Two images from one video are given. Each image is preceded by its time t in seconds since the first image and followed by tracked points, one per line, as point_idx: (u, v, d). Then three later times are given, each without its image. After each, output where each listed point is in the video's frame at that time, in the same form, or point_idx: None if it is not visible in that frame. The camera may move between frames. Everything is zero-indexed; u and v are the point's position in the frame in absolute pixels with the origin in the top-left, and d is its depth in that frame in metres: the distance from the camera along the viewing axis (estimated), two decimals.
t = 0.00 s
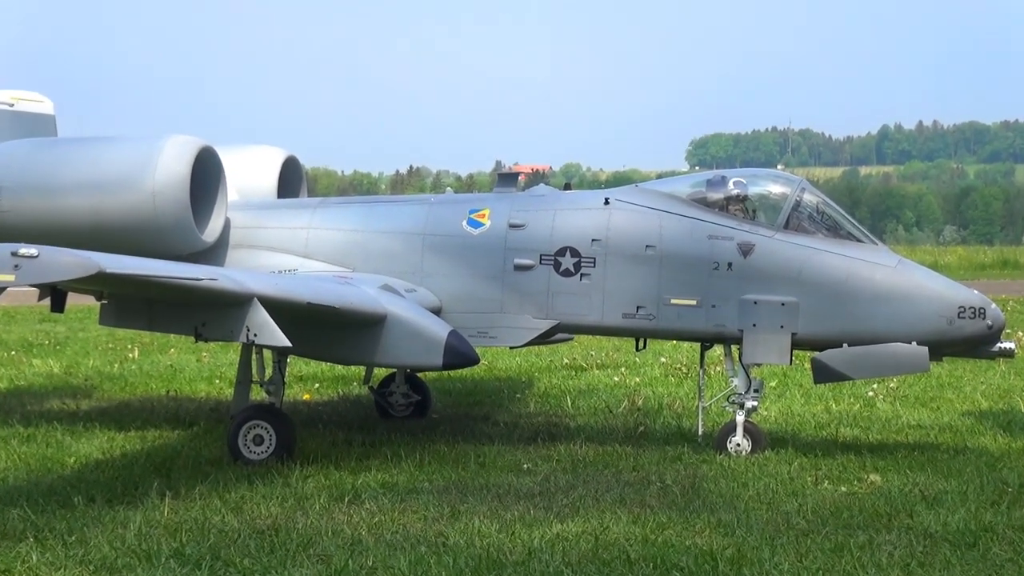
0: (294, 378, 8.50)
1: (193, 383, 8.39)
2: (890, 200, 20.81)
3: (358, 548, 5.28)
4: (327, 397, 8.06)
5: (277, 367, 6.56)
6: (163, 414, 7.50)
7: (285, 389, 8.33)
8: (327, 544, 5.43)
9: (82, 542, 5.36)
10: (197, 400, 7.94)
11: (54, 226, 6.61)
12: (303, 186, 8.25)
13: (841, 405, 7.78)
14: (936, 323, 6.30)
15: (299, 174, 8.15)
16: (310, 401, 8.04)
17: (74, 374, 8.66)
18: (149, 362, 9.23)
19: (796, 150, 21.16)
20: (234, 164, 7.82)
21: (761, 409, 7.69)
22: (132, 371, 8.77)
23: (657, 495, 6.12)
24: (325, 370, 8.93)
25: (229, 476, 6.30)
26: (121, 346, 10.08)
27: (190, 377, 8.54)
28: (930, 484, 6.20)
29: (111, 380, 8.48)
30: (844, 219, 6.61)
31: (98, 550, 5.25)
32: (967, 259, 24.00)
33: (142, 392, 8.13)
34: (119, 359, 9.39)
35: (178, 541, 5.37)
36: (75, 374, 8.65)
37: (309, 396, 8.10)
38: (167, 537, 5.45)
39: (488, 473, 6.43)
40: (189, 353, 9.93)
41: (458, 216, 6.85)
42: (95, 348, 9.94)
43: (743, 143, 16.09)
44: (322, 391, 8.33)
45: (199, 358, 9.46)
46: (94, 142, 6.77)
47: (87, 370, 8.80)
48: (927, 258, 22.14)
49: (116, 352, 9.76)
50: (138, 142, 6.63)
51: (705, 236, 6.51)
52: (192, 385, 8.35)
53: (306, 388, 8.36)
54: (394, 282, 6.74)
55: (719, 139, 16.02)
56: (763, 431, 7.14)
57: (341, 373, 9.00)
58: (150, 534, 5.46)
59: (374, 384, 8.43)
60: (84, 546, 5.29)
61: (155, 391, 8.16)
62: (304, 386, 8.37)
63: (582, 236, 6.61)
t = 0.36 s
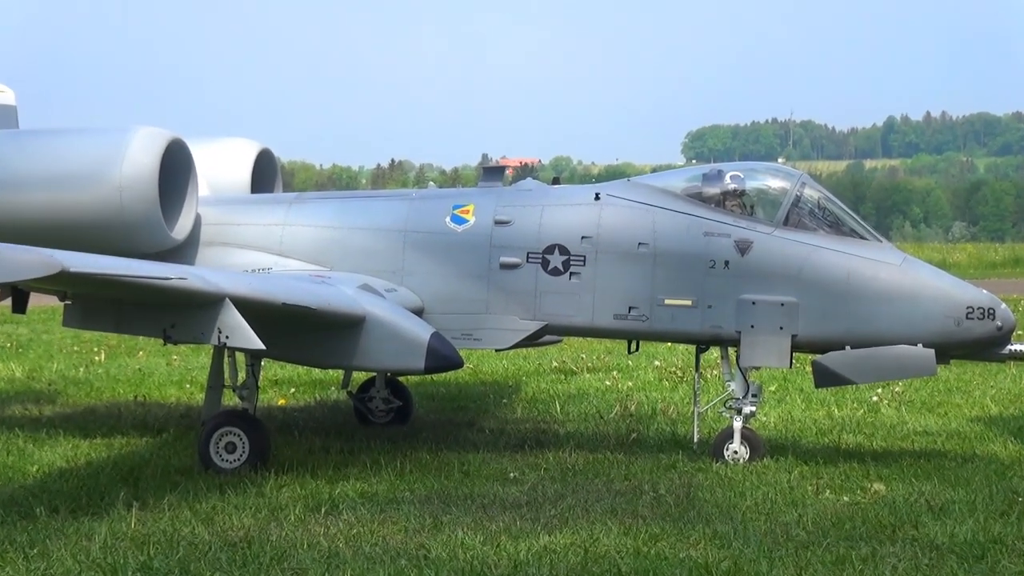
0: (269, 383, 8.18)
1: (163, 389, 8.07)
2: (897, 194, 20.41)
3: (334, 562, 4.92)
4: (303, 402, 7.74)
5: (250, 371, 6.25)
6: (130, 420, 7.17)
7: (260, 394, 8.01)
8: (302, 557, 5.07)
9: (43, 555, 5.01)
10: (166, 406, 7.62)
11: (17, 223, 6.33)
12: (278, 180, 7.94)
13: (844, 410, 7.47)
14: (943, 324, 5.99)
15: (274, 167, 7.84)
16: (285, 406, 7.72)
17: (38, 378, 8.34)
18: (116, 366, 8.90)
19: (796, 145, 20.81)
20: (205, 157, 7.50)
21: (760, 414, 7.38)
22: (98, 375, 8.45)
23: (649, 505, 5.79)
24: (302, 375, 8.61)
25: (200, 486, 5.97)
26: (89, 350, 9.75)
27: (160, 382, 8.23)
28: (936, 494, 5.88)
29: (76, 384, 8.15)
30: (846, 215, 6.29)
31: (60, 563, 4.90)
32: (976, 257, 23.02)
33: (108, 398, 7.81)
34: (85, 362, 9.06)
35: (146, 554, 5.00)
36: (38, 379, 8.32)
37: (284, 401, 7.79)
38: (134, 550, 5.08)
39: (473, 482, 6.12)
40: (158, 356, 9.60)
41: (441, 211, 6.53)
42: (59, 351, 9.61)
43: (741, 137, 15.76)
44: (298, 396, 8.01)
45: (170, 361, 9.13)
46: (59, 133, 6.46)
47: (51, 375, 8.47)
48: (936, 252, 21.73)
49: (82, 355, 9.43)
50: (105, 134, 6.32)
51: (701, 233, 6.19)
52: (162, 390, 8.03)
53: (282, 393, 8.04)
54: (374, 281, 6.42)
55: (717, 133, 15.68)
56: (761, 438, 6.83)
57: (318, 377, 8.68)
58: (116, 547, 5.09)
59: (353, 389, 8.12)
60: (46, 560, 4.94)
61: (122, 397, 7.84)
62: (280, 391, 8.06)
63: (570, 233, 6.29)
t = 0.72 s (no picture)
0: (246, 391, 7.87)
1: (135, 397, 7.76)
2: (907, 191, 20.02)
3: None
4: (283, 411, 7.43)
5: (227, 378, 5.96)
6: (101, 431, 6.86)
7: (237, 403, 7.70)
8: (282, 574, 4.73)
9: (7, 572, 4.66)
10: (138, 415, 7.31)
11: None
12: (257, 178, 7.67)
13: (852, 419, 7.16)
14: (957, 329, 5.68)
15: (252, 164, 7.57)
16: (264, 415, 7.41)
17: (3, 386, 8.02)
18: (86, 373, 8.59)
19: (799, 143, 20.46)
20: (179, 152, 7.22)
21: (763, 423, 7.07)
22: (66, 383, 8.13)
23: (648, 519, 5.47)
24: (282, 383, 8.30)
25: (174, 499, 5.65)
26: (59, 357, 9.43)
27: (132, 391, 7.92)
28: (949, 506, 5.56)
29: (44, 393, 7.83)
30: (854, 213, 5.97)
31: None
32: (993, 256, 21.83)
33: (77, 407, 7.49)
34: (53, 370, 8.74)
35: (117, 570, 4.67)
36: (4, 387, 8.00)
37: (263, 410, 7.48)
38: (103, 567, 4.74)
39: (462, 495, 5.80)
40: (130, 363, 9.28)
41: (428, 210, 6.21)
42: (28, 358, 9.28)
43: (744, 134, 15.41)
44: (278, 404, 7.71)
45: (142, 369, 8.83)
46: (30, 129, 6.17)
47: (17, 382, 8.15)
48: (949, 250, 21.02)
49: (50, 362, 9.11)
50: (76, 130, 6.01)
51: (701, 233, 5.88)
52: (134, 399, 7.73)
53: (261, 402, 7.74)
54: (358, 284, 6.11)
55: (718, 129, 15.36)
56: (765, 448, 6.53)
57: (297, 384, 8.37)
58: (85, 564, 4.74)
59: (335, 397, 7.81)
60: None
61: (90, 406, 7.53)
62: (257, 400, 7.75)
63: (565, 233, 5.98)
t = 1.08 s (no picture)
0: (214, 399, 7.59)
1: (95, 405, 7.50)
2: (910, 189, 19.64)
3: None
4: (251, 420, 7.15)
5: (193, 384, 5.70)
6: (60, 440, 6.57)
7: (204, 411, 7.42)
8: None
9: None
10: (100, 424, 7.01)
11: None
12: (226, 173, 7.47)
13: (851, 428, 6.87)
14: (962, 334, 5.39)
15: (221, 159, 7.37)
16: (232, 424, 7.12)
17: None
18: (44, 379, 8.29)
19: (798, 141, 20.14)
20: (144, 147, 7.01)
21: (759, 433, 6.79)
22: (25, 390, 7.83)
23: (636, 533, 5.16)
24: (251, 390, 8.00)
25: (137, 512, 5.34)
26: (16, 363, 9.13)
27: (91, 399, 7.64)
28: (953, 521, 5.25)
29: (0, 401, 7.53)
30: (855, 211, 5.66)
31: None
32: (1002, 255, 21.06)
33: (34, 415, 7.21)
34: (9, 376, 8.45)
35: None
36: None
37: (231, 418, 7.20)
38: None
39: (440, 509, 5.50)
40: (91, 369, 8.98)
41: (406, 207, 5.91)
42: None
43: (739, 131, 15.09)
44: (247, 412, 7.43)
45: (102, 375, 8.54)
46: None
47: None
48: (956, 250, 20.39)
49: (7, 368, 8.81)
50: (36, 123, 5.72)
51: (693, 232, 5.58)
52: (94, 407, 7.45)
53: (229, 410, 7.46)
54: (332, 285, 5.81)
55: (713, 125, 15.04)
56: (760, 459, 6.24)
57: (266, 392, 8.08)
58: None
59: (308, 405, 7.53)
60: None
61: (49, 414, 7.25)
62: (225, 408, 7.47)
63: (549, 232, 5.68)
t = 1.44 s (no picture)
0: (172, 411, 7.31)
1: (46, 417, 7.22)
2: (909, 188, 19.33)
3: None
4: (212, 433, 6.88)
5: (149, 395, 5.44)
6: (10, 454, 6.27)
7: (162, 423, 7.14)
8: None
9: None
10: (51, 437, 6.73)
11: None
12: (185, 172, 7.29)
13: (845, 441, 6.59)
14: (960, 343, 5.10)
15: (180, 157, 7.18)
16: (190, 437, 6.84)
17: None
18: None
19: (791, 140, 19.83)
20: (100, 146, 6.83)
21: (748, 445, 6.51)
22: None
23: (616, 552, 4.84)
24: (211, 401, 7.71)
25: (91, 529, 5.02)
26: None
27: (41, 410, 7.37)
28: (950, 538, 4.95)
29: None
30: (848, 213, 5.37)
31: None
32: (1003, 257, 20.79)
33: None
34: None
35: None
36: None
37: (189, 432, 6.93)
38: None
39: (410, 526, 5.19)
40: (44, 379, 8.70)
41: (375, 209, 5.62)
42: None
43: (727, 129, 14.84)
44: (206, 426, 7.16)
45: (54, 387, 8.26)
46: None
47: None
48: (956, 254, 20.11)
49: None
50: None
51: (677, 235, 5.29)
52: (45, 419, 7.17)
53: (187, 422, 7.19)
54: (297, 290, 5.52)
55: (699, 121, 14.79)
56: (748, 474, 5.96)
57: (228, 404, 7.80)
58: None
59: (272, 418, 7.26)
60: None
61: None
62: (183, 420, 7.19)
63: (526, 234, 5.39)
